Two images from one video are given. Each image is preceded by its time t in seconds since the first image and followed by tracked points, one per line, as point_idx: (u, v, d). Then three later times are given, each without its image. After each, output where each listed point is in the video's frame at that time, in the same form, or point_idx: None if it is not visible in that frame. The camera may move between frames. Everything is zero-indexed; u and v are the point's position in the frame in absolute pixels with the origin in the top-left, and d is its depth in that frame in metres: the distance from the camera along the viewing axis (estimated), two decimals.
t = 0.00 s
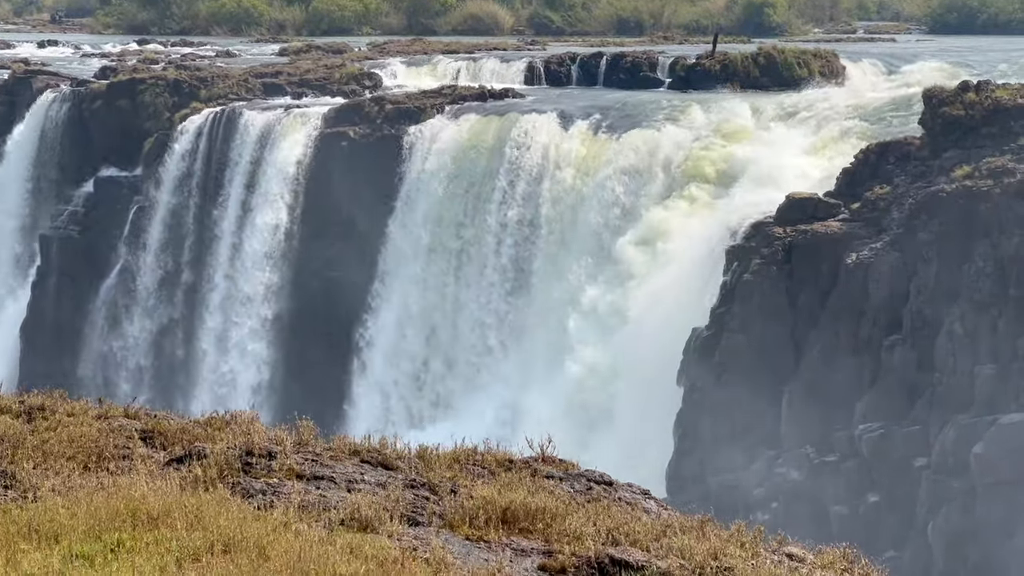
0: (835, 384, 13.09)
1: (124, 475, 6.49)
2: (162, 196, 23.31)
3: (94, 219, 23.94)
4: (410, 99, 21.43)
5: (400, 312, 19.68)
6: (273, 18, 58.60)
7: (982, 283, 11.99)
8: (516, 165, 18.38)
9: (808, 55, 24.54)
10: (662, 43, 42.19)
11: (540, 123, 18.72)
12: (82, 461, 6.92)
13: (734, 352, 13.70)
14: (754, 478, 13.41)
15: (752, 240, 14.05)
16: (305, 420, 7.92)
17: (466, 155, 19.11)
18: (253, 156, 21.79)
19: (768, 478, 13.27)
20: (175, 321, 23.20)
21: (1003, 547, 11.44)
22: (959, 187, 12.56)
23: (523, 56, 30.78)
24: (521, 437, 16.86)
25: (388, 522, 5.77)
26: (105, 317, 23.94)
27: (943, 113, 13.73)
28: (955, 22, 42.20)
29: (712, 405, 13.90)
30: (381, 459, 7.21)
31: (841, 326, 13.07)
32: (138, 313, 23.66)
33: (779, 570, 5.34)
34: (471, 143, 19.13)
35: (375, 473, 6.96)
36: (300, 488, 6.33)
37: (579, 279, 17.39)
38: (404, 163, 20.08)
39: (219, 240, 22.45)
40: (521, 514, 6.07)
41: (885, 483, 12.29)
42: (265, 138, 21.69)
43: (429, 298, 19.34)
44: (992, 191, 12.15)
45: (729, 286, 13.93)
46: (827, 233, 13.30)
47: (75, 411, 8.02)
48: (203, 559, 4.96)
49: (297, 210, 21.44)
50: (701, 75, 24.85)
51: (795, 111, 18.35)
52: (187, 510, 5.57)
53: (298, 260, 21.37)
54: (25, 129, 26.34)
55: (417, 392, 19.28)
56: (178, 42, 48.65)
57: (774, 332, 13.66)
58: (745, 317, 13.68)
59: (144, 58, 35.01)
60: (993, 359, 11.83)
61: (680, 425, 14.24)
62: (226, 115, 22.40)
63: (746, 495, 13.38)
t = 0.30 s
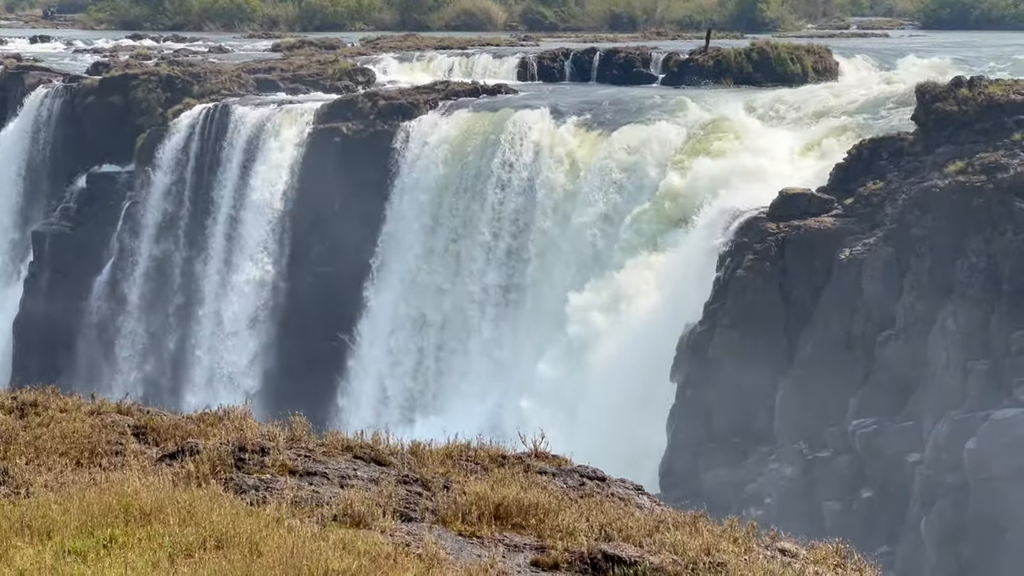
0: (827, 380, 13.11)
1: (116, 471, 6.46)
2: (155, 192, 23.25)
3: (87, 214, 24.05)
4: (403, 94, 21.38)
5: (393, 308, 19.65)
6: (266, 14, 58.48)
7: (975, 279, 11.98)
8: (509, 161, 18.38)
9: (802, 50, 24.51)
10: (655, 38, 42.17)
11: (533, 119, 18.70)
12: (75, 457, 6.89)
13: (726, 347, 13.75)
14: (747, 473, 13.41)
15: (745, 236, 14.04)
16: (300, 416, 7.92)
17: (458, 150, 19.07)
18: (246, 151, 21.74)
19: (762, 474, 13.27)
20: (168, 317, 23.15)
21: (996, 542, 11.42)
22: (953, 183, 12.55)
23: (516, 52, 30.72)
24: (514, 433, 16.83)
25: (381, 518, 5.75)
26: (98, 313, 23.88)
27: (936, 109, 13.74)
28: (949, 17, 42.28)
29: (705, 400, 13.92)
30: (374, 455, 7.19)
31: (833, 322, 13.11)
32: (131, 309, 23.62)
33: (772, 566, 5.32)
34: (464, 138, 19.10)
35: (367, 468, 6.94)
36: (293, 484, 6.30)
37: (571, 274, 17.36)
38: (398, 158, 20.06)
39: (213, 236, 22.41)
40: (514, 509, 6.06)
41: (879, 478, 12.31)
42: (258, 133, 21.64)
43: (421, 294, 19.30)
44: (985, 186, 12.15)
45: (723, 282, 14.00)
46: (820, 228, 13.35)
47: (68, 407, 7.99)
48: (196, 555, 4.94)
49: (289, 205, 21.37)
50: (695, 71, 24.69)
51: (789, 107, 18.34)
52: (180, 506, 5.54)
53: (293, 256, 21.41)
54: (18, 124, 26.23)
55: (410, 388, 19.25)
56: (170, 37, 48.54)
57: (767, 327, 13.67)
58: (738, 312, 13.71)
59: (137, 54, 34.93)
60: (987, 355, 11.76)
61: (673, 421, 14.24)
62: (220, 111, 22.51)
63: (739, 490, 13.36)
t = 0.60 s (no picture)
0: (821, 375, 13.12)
1: (109, 467, 6.43)
2: (148, 188, 23.17)
3: (80, 210, 24.36)
4: (397, 90, 21.32)
5: (386, 304, 19.61)
6: (259, 10, 58.28)
7: (967, 274, 12.01)
8: (503, 157, 18.38)
9: (795, 45, 24.58)
10: (648, 34, 42.09)
11: (527, 114, 18.61)
12: (67, 453, 6.86)
13: (719, 342, 13.74)
14: (740, 469, 13.42)
15: (738, 231, 14.02)
16: (291, 411, 7.88)
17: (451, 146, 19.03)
18: (238, 147, 21.67)
19: (755, 470, 13.29)
20: (161, 313, 23.09)
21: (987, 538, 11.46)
22: (945, 178, 12.49)
23: (510, 48, 30.64)
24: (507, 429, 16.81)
25: (374, 513, 5.74)
26: (90, 309, 23.83)
27: (928, 104, 13.66)
28: (943, 13, 42.30)
29: (698, 395, 13.88)
30: (366, 451, 7.17)
31: (826, 317, 13.13)
32: (124, 305, 23.59)
33: (763, 560, 5.32)
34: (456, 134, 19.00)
35: (360, 464, 6.93)
36: (285, 479, 6.28)
37: (565, 270, 17.35)
38: (391, 154, 20.02)
39: (206, 232, 22.34)
40: (506, 505, 6.05)
41: (872, 473, 12.34)
42: (251, 129, 21.59)
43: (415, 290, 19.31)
44: (978, 181, 12.15)
45: (715, 278, 13.97)
46: (813, 224, 13.34)
47: (60, 403, 7.96)
48: (188, 551, 4.93)
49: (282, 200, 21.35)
50: (687, 67, 24.80)
51: (782, 102, 18.32)
52: (173, 501, 5.52)
53: (284, 252, 21.33)
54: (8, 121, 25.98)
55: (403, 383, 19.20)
56: (163, 33, 48.41)
57: (760, 323, 13.67)
58: (731, 308, 13.68)
59: (130, 50, 34.79)
60: (979, 350, 11.84)
61: (666, 416, 14.20)
62: (213, 107, 22.47)
63: (732, 486, 13.37)
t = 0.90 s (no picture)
0: (813, 373, 13.16)
1: (102, 464, 6.40)
2: (141, 185, 23.09)
3: (73, 206, 24.07)
4: (390, 86, 21.28)
5: (379, 301, 19.58)
6: (253, 6, 58.21)
7: (960, 270, 12.00)
8: (497, 154, 18.35)
9: (789, 42, 24.51)
10: (642, 30, 42.12)
11: (521, 111, 18.65)
12: (61, 449, 6.83)
13: (714, 338, 13.77)
14: (734, 465, 13.43)
15: (731, 228, 14.02)
16: (286, 408, 7.88)
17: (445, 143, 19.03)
18: (232, 145, 21.64)
19: (749, 466, 13.30)
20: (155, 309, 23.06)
21: (979, 534, 11.56)
22: (939, 174, 12.48)
23: (504, 44, 30.58)
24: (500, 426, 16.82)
25: (367, 510, 5.72)
26: (83, 305, 23.76)
27: (922, 100, 13.67)
28: (936, 8, 42.38)
29: (692, 391, 13.95)
30: (360, 447, 7.17)
31: (820, 314, 13.15)
32: (118, 301, 23.57)
33: (757, 557, 5.31)
34: (450, 132, 19.03)
35: (354, 460, 6.91)
36: (279, 476, 6.27)
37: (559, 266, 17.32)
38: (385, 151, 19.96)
39: (199, 230, 22.31)
40: (500, 501, 6.04)
41: (866, 470, 12.40)
42: (244, 127, 21.50)
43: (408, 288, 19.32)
44: (972, 177, 12.08)
45: (709, 274, 13.96)
46: (806, 220, 13.35)
47: (53, 400, 7.92)
48: (182, 547, 4.90)
49: (276, 197, 21.28)
50: (681, 63, 24.87)
51: (775, 98, 18.29)
52: (166, 498, 5.50)
53: (279, 248, 21.34)
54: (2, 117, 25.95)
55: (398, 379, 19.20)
56: (156, 29, 48.35)
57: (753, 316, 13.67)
58: (724, 305, 13.70)
59: (123, 46, 34.71)
60: (973, 346, 11.80)
61: (660, 412, 14.25)
62: (205, 105, 22.20)
63: (726, 482, 13.39)
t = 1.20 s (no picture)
0: (807, 369, 13.17)
1: (96, 460, 6.38)
2: (135, 183, 23.05)
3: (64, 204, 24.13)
4: (384, 83, 21.25)
5: (373, 299, 19.59)
6: (247, 3, 58.17)
7: (954, 266, 12.02)
8: (490, 152, 18.33)
9: (782, 39, 24.54)
10: (636, 27, 42.16)
11: (515, 108, 18.67)
12: (55, 446, 6.81)
13: (708, 334, 13.73)
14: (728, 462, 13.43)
15: (724, 224, 13.93)
16: (279, 404, 7.86)
17: (439, 141, 19.02)
18: (226, 141, 21.53)
19: (743, 463, 13.31)
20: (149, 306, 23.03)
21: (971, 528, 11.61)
22: (933, 170, 12.44)
23: (496, 41, 30.54)
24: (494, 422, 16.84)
25: (361, 506, 5.71)
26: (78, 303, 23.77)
27: (916, 97, 13.64)
28: (929, 4, 42.48)
29: (685, 388, 13.91)
30: (354, 444, 7.16)
31: (814, 310, 13.17)
32: (112, 299, 23.53)
33: (751, 552, 5.34)
34: (444, 130, 19.09)
35: (348, 457, 6.90)
36: (273, 473, 6.25)
37: (554, 262, 17.32)
38: (380, 148, 19.88)
39: (192, 227, 22.27)
40: (494, 498, 6.04)
41: (860, 466, 12.45)
42: (238, 123, 21.38)
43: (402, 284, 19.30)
44: (965, 174, 12.09)
45: (703, 271, 13.93)
46: (800, 217, 13.31)
47: (47, 397, 7.90)
48: (176, 544, 4.89)
49: (270, 194, 21.23)
50: (675, 60, 24.70)
51: (769, 95, 18.29)
52: (161, 495, 5.49)
53: (272, 245, 21.27)
54: None
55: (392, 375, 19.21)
56: (149, 25, 48.29)
57: (748, 313, 13.63)
58: (718, 301, 13.65)
59: (116, 42, 34.65)
60: (965, 343, 11.92)
61: (653, 408, 14.23)
62: (197, 101, 22.16)
63: (720, 478, 13.43)
